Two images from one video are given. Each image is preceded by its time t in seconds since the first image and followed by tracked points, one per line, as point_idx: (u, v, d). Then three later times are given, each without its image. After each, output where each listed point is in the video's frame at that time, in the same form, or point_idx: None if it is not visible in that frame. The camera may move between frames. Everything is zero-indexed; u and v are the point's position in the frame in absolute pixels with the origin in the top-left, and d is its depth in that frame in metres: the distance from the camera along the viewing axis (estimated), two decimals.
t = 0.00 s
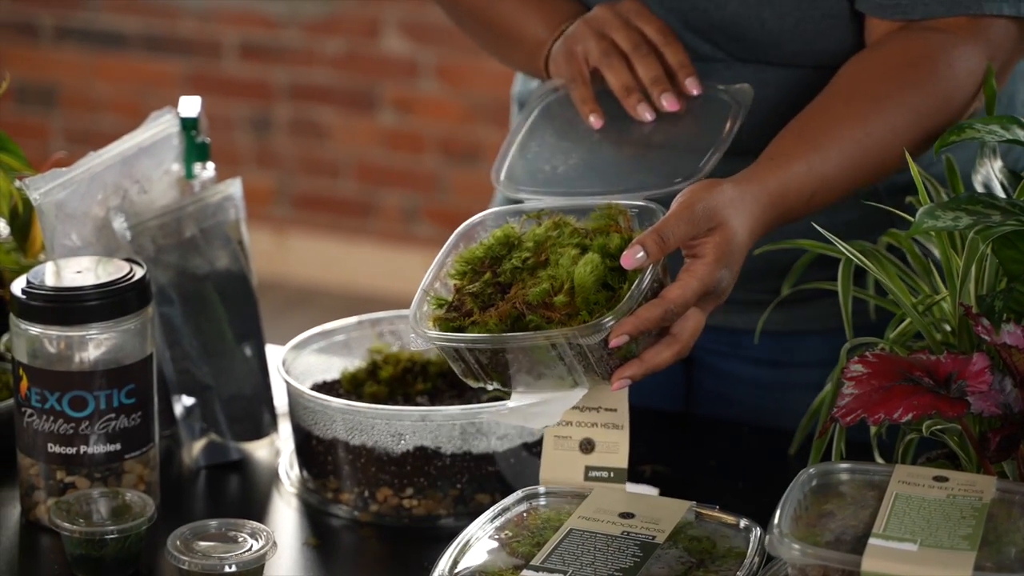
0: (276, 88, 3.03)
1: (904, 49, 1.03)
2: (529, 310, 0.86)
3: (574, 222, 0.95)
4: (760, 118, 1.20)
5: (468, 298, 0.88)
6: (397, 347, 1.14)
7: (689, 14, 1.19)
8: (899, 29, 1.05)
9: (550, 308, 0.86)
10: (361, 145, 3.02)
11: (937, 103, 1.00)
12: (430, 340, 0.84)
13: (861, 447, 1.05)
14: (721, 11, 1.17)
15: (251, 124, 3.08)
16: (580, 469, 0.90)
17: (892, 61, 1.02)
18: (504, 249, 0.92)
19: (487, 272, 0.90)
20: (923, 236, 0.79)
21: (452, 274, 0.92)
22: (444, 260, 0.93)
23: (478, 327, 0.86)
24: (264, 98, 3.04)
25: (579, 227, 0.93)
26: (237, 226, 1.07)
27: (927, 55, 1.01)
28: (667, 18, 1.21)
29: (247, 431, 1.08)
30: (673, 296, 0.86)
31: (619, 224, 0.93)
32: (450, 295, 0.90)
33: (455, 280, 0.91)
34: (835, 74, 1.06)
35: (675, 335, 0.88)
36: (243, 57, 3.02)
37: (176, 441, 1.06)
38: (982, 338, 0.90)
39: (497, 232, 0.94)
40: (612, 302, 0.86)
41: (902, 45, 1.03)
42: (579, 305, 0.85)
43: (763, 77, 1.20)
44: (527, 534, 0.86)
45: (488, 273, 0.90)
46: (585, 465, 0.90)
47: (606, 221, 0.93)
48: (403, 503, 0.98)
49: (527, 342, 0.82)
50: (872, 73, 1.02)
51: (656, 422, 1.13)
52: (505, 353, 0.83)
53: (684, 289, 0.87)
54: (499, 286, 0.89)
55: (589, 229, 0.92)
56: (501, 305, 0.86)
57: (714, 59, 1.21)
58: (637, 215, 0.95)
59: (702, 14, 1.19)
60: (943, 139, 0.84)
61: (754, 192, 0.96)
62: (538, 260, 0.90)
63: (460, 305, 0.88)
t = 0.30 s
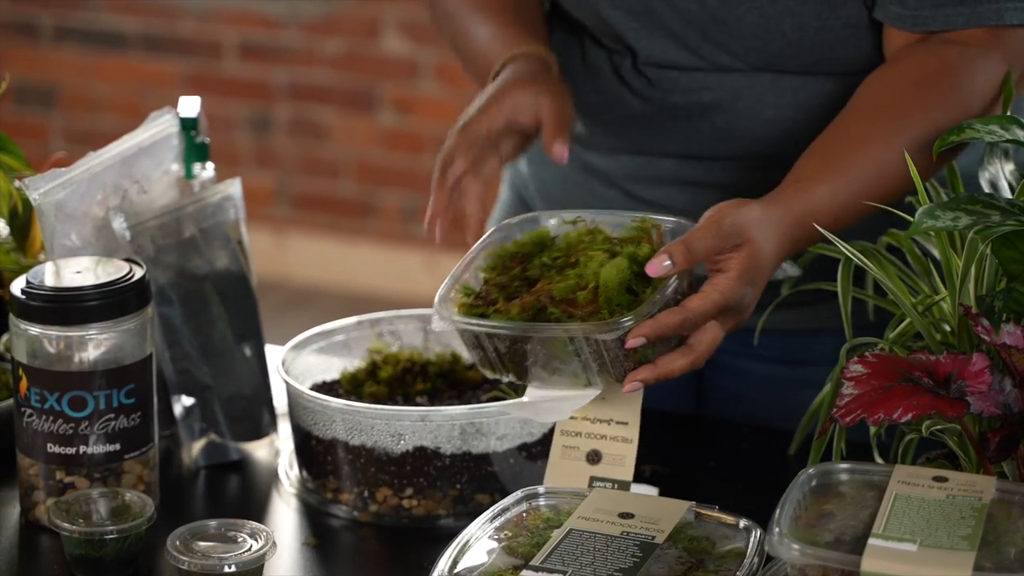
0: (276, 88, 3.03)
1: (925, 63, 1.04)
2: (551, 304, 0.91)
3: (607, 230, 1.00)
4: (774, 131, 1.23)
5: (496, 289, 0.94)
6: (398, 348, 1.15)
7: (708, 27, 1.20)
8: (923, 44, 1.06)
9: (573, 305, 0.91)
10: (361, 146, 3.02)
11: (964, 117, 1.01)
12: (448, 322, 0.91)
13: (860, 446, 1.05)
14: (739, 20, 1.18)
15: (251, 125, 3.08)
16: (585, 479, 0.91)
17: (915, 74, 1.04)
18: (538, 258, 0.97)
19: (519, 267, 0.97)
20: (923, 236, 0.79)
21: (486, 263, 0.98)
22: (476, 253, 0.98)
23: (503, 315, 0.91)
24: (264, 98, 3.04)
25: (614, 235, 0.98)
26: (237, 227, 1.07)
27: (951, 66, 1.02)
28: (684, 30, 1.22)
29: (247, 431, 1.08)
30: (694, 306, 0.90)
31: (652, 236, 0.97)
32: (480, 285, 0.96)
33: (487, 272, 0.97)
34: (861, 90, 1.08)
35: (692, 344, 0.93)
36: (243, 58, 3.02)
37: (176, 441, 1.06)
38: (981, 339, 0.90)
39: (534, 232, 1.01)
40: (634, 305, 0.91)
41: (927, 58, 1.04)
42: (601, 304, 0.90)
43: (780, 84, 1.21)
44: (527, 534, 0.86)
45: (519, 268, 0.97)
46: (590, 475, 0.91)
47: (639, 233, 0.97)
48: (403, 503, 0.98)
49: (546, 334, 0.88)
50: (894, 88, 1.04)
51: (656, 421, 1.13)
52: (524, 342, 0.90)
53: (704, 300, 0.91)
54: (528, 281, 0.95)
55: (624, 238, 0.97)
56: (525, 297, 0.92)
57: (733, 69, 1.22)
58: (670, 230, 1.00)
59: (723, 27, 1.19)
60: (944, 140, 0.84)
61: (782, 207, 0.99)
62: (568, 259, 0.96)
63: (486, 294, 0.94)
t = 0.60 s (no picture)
0: (276, 89, 3.03)
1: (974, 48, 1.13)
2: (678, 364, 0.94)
3: (718, 273, 1.03)
4: (810, 135, 1.27)
5: (619, 345, 0.98)
6: (398, 349, 1.16)
7: (736, 41, 1.23)
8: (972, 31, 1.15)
9: (697, 357, 0.95)
10: (361, 146, 3.03)
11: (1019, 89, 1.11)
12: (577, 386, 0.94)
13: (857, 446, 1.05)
14: (768, 32, 1.21)
15: (251, 126, 3.08)
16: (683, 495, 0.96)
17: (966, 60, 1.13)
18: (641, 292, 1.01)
19: (638, 320, 1.00)
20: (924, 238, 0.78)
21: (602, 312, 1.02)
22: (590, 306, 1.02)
23: (629, 374, 0.95)
24: (264, 99, 3.04)
25: (724, 283, 1.02)
26: (237, 227, 1.08)
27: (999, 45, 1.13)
28: (713, 50, 1.24)
29: (247, 431, 1.08)
30: (814, 345, 0.91)
31: (763, 277, 1.00)
32: (600, 340, 1.00)
33: (601, 324, 1.01)
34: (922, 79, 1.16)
35: (810, 381, 0.93)
36: (243, 59, 3.02)
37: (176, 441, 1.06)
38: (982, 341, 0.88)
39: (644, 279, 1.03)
40: (758, 354, 0.94)
41: (978, 43, 1.14)
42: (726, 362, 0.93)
43: (808, 90, 1.26)
44: (527, 535, 0.85)
45: (637, 323, 1.00)
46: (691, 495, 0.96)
47: (750, 275, 1.01)
48: (403, 503, 0.99)
49: (673, 391, 0.89)
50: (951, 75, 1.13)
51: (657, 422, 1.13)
52: (652, 401, 0.90)
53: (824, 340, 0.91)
54: (649, 335, 0.99)
55: (734, 284, 1.01)
56: (650, 355, 0.96)
57: (763, 80, 1.26)
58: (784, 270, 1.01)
59: (750, 39, 1.22)
60: (942, 142, 0.83)
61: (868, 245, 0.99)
62: (685, 312, 1.00)
63: (611, 352, 0.98)
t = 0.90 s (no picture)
0: (276, 90, 3.03)
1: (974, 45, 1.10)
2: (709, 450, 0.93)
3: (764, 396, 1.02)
4: (817, 148, 1.25)
5: (658, 436, 0.95)
6: (398, 349, 1.16)
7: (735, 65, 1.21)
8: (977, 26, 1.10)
9: (733, 458, 0.92)
10: (361, 147, 3.03)
11: None
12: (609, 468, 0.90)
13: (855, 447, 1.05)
14: (768, 56, 1.20)
15: (251, 127, 3.08)
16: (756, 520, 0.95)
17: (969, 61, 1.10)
18: (681, 392, 1.02)
19: (680, 419, 0.97)
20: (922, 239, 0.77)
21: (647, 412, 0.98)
22: (634, 405, 0.99)
23: (664, 461, 0.92)
24: (265, 100, 3.04)
25: (771, 403, 1.01)
26: (237, 228, 1.08)
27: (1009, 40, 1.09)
28: (714, 75, 1.22)
29: (247, 433, 1.08)
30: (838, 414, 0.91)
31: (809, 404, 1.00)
32: (639, 430, 0.97)
33: (643, 417, 0.98)
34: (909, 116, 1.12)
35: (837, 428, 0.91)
36: (244, 60, 3.03)
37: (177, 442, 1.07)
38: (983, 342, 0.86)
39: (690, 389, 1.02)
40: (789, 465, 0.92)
41: (958, 70, 1.09)
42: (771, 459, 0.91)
43: (813, 104, 1.24)
44: (527, 535, 0.86)
45: (679, 421, 0.97)
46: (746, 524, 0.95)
47: (796, 400, 1.01)
48: (403, 504, 0.99)
49: (707, 482, 0.88)
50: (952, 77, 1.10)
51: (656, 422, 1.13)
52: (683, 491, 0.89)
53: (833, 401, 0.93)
54: (688, 433, 0.96)
55: (781, 404, 1.00)
56: (688, 447, 0.93)
57: (763, 99, 1.24)
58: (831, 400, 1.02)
59: (750, 63, 1.20)
60: (941, 143, 0.83)
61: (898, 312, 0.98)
62: (727, 419, 0.97)
63: (649, 443, 0.95)
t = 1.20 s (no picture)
0: (277, 91, 3.03)
1: (967, 65, 1.05)
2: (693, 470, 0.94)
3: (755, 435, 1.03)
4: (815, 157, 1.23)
5: (645, 452, 0.97)
6: (399, 350, 1.16)
7: (725, 89, 1.18)
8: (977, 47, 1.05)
9: (715, 475, 0.94)
10: (362, 148, 3.03)
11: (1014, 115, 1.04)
12: (596, 468, 0.92)
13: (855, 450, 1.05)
14: (757, 80, 1.17)
15: (252, 128, 3.08)
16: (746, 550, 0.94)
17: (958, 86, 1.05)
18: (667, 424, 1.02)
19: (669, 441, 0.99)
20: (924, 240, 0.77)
21: (636, 432, 1.00)
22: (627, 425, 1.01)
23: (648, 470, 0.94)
24: (265, 101, 3.04)
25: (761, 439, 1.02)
26: (238, 229, 1.09)
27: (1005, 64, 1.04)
28: (704, 99, 1.20)
29: (247, 434, 1.08)
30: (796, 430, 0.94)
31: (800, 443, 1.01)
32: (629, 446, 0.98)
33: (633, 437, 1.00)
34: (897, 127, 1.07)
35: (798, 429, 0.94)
36: (245, 61, 3.03)
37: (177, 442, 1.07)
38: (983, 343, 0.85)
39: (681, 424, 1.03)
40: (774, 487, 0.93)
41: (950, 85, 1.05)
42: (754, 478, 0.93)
43: (808, 120, 1.21)
44: (527, 536, 0.86)
45: (668, 442, 0.99)
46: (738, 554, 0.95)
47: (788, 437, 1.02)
48: (404, 505, 0.99)
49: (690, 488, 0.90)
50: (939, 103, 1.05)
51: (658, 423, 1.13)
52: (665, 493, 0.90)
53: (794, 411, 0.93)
54: (676, 452, 0.98)
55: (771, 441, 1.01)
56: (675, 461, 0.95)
57: (758, 120, 1.22)
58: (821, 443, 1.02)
59: (739, 87, 1.18)
60: (942, 144, 0.83)
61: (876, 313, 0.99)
62: (717, 446, 0.99)
63: (636, 457, 0.97)
